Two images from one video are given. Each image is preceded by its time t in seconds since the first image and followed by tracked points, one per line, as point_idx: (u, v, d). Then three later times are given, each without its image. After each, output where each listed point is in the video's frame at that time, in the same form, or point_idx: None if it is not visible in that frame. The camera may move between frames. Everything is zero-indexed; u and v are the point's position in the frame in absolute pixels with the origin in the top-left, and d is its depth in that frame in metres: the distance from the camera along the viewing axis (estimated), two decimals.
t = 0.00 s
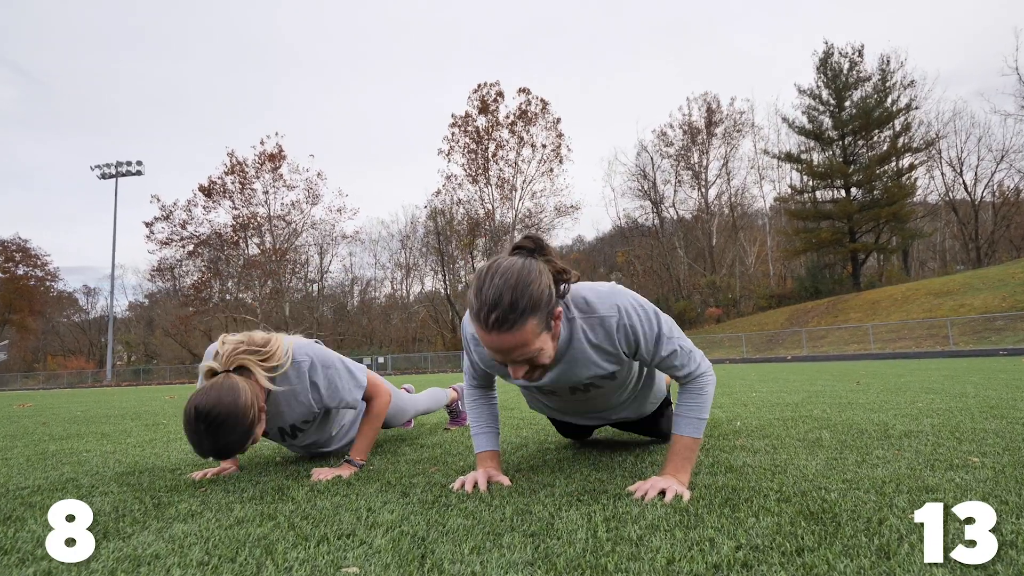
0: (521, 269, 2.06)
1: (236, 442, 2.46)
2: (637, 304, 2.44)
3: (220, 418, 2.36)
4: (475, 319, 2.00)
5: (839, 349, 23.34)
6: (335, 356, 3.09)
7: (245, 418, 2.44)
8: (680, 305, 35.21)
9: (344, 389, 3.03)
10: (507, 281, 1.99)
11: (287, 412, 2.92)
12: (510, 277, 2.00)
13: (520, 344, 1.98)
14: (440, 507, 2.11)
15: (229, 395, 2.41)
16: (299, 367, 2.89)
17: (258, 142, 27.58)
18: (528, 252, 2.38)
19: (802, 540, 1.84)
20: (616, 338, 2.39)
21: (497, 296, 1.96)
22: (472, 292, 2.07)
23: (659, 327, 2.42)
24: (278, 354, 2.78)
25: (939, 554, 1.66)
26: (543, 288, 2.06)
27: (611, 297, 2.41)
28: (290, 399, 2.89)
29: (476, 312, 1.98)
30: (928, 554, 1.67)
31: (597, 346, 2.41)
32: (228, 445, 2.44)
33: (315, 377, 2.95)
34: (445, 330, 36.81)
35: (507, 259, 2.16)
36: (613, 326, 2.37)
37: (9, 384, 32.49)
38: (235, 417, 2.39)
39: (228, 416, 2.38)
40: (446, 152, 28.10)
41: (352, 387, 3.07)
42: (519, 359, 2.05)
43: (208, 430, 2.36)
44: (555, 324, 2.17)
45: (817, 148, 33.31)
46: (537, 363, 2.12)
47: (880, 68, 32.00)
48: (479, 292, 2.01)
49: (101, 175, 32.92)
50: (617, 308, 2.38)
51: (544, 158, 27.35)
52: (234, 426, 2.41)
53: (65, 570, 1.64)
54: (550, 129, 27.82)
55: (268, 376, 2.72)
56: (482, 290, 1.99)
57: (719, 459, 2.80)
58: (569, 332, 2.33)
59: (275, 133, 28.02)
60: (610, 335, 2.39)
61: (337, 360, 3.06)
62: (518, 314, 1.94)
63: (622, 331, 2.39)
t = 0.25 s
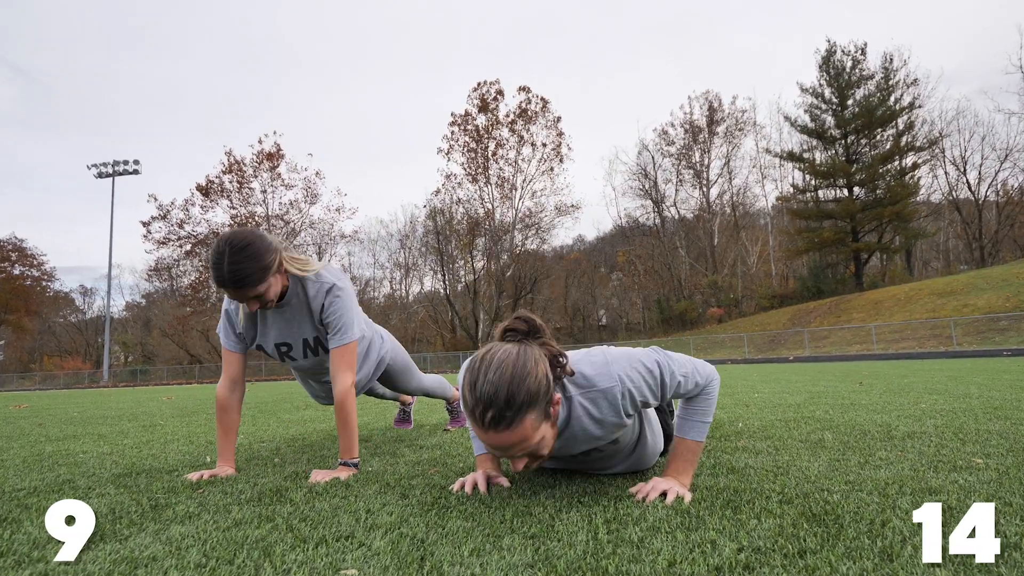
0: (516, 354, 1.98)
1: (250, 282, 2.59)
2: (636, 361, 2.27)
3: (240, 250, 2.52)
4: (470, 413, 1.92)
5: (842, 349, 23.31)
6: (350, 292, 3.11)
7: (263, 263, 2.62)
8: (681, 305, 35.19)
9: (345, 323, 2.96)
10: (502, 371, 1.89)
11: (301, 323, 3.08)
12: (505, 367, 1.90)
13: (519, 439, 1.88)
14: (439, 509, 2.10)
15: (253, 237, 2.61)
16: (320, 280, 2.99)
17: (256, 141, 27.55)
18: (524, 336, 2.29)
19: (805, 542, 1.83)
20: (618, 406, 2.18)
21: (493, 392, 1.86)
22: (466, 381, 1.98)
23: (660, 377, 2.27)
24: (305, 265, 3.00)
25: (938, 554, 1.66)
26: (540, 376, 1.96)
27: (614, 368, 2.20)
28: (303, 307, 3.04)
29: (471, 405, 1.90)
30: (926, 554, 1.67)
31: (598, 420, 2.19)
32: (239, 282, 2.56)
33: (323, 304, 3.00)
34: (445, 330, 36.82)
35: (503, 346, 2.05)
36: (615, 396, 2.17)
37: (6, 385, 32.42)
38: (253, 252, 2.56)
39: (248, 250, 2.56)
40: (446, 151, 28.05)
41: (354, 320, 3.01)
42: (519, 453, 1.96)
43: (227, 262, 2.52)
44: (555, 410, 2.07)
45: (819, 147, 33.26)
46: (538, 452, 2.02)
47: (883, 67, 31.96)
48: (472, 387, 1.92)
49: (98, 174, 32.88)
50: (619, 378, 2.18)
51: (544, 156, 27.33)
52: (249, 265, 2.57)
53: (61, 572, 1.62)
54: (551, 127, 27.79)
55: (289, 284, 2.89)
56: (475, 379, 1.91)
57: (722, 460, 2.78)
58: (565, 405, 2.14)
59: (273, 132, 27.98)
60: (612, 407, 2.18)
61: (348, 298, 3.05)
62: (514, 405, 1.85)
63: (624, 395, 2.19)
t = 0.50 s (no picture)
0: (518, 378, 1.92)
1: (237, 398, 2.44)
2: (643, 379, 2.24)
3: (220, 370, 2.33)
4: (469, 435, 1.88)
5: (845, 349, 23.28)
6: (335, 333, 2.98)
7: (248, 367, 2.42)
8: (683, 305, 35.17)
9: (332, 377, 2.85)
10: (503, 395, 1.84)
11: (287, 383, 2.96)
12: (507, 389, 1.86)
13: (519, 463, 1.86)
14: (438, 511, 2.08)
15: (233, 343, 2.41)
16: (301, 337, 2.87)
17: (254, 140, 27.54)
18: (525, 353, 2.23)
19: (807, 544, 1.81)
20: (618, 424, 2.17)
21: (494, 414, 1.81)
22: (466, 404, 1.93)
23: (664, 390, 2.25)
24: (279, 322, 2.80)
25: (938, 553, 1.66)
26: (542, 400, 1.90)
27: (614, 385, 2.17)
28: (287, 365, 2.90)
29: (471, 428, 1.85)
30: (928, 553, 1.67)
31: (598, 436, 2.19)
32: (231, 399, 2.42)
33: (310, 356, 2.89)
34: (445, 331, 36.84)
35: (505, 367, 1.99)
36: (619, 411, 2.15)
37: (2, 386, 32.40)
38: (239, 364, 2.37)
39: (234, 363, 2.37)
40: (445, 150, 28.04)
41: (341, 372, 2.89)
42: (519, 474, 1.94)
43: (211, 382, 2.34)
44: (556, 432, 2.04)
45: (822, 146, 33.24)
46: (536, 474, 2.01)
47: (886, 65, 31.98)
48: (472, 410, 1.87)
49: (95, 173, 32.88)
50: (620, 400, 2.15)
51: (544, 155, 27.33)
52: (238, 375, 2.39)
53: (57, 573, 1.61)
54: (551, 126, 27.77)
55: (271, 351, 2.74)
56: (475, 403, 1.85)
57: (723, 462, 2.76)
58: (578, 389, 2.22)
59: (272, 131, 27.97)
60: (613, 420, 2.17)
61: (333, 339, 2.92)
62: (517, 434, 1.81)
63: (630, 408, 2.18)
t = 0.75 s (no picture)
0: (517, 286, 1.98)
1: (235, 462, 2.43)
2: (642, 312, 2.32)
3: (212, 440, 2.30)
4: (469, 339, 1.96)
5: (847, 350, 23.25)
6: (325, 359, 2.98)
7: (243, 438, 2.39)
8: (684, 305, 35.17)
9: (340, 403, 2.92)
10: (503, 299, 1.92)
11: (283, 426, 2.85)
12: (505, 296, 1.93)
13: (517, 364, 1.94)
14: (438, 513, 2.07)
15: (223, 414, 2.33)
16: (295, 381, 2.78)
17: (252, 139, 27.53)
18: (524, 264, 2.28)
19: (809, 546, 1.80)
20: (625, 348, 2.26)
21: (493, 317, 1.89)
22: (466, 308, 2.01)
23: (666, 335, 2.29)
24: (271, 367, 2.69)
25: (940, 553, 1.66)
26: (540, 305, 1.98)
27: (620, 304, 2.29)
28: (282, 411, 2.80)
29: (471, 332, 1.94)
30: (930, 554, 1.66)
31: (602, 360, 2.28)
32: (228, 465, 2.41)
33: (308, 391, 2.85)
34: (444, 331, 36.85)
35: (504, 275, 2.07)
36: (623, 335, 2.25)
37: None
38: (233, 437, 2.33)
39: (225, 437, 2.32)
40: (445, 148, 28.03)
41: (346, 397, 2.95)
42: (516, 378, 2.02)
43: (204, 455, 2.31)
44: (554, 341, 2.11)
45: (824, 145, 33.24)
46: (534, 379, 2.09)
47: (889, 63, 31.99)
48: (472, 314, 1.95)
49: (92, 173, 32.88)
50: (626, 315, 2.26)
51: (545, 154, 27.32)
52: (231, 446, 2.36)
53: None
54: (551, 125, 27.76)
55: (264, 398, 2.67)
56: (475, 308, 1.94)
57: (725, 464, 2.74)
58: (569, 342, 2.21)
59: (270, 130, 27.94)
60: (615, 345, 2.26)
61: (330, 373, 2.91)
62: (514, 338, 1.90)
63: (631, 332, 2.26)
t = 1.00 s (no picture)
0: (512, 210, 1.97)
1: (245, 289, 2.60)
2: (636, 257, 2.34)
3: (232, 260, 2.54)
4: (468, 265, 1.97)
5: (850, 350, 23.26)
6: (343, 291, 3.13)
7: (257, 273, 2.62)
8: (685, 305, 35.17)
9: (341, 325, 2.99)
10: (500, 221, 1.90)
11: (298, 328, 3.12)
12: (503, 219, 1.91)
13: (515, 290, 1.96)
14: (437, 514, 2.06)
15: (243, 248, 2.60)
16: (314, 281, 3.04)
17: (250, 138, 27.49)
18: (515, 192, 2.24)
19: (812, 548, 1.78)
20: (619, 280, 2.34)
21: (489, 246, 1.88)
22: (463, 235, 2.01)
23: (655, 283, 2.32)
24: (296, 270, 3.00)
25: (941, 553, 1.65)
26: (535, 230, 1.97)
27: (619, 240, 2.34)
28: (297, 312, 3.07)
29: (468, 258, 1.94)
30: (933, 555, 1.65)
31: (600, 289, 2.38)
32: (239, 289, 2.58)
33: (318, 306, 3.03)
34: (444, 331, 36.87)
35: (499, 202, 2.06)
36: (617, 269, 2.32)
37: None
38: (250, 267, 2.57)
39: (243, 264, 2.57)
40: (445, 147, 28.00)
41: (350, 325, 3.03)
42: (517, 303, 2.04)
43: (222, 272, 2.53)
44: (549, 264, 2.13)
45: (827, 144, 33.30)
46: (533, 304, 2.11)
47: (892, 62, 31.96)
48: (468, 241, 1.96)
49: (88, 172, 32.93)
50: (625, 253, 2.32)
51: (545, 153, 27.33)
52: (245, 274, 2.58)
53: None
54: (551, 123, 27.75)
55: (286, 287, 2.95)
56: (472, 229, 1.94)
57: (727, 464, 2.74)
58: (566, 269, 2.30)
59: (268, 129, 27.91)
60: (616, 277, 2.34)
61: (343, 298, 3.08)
62: (512, 259, 1.91)
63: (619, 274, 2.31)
